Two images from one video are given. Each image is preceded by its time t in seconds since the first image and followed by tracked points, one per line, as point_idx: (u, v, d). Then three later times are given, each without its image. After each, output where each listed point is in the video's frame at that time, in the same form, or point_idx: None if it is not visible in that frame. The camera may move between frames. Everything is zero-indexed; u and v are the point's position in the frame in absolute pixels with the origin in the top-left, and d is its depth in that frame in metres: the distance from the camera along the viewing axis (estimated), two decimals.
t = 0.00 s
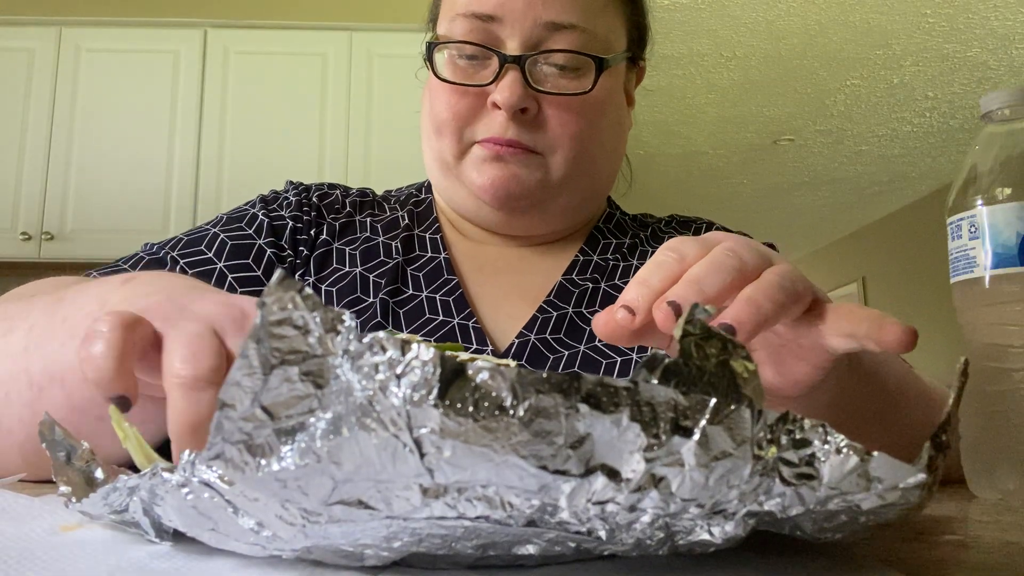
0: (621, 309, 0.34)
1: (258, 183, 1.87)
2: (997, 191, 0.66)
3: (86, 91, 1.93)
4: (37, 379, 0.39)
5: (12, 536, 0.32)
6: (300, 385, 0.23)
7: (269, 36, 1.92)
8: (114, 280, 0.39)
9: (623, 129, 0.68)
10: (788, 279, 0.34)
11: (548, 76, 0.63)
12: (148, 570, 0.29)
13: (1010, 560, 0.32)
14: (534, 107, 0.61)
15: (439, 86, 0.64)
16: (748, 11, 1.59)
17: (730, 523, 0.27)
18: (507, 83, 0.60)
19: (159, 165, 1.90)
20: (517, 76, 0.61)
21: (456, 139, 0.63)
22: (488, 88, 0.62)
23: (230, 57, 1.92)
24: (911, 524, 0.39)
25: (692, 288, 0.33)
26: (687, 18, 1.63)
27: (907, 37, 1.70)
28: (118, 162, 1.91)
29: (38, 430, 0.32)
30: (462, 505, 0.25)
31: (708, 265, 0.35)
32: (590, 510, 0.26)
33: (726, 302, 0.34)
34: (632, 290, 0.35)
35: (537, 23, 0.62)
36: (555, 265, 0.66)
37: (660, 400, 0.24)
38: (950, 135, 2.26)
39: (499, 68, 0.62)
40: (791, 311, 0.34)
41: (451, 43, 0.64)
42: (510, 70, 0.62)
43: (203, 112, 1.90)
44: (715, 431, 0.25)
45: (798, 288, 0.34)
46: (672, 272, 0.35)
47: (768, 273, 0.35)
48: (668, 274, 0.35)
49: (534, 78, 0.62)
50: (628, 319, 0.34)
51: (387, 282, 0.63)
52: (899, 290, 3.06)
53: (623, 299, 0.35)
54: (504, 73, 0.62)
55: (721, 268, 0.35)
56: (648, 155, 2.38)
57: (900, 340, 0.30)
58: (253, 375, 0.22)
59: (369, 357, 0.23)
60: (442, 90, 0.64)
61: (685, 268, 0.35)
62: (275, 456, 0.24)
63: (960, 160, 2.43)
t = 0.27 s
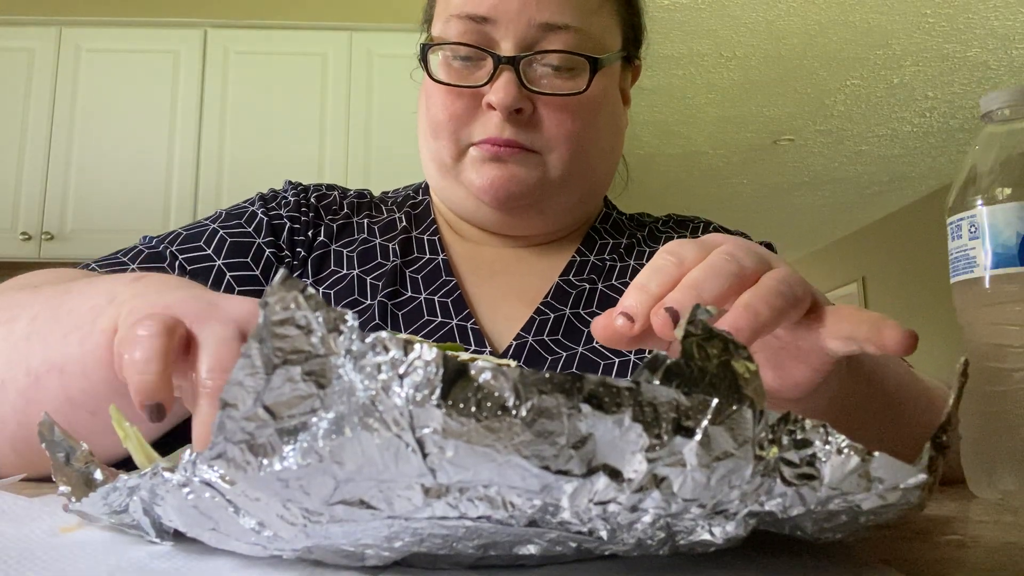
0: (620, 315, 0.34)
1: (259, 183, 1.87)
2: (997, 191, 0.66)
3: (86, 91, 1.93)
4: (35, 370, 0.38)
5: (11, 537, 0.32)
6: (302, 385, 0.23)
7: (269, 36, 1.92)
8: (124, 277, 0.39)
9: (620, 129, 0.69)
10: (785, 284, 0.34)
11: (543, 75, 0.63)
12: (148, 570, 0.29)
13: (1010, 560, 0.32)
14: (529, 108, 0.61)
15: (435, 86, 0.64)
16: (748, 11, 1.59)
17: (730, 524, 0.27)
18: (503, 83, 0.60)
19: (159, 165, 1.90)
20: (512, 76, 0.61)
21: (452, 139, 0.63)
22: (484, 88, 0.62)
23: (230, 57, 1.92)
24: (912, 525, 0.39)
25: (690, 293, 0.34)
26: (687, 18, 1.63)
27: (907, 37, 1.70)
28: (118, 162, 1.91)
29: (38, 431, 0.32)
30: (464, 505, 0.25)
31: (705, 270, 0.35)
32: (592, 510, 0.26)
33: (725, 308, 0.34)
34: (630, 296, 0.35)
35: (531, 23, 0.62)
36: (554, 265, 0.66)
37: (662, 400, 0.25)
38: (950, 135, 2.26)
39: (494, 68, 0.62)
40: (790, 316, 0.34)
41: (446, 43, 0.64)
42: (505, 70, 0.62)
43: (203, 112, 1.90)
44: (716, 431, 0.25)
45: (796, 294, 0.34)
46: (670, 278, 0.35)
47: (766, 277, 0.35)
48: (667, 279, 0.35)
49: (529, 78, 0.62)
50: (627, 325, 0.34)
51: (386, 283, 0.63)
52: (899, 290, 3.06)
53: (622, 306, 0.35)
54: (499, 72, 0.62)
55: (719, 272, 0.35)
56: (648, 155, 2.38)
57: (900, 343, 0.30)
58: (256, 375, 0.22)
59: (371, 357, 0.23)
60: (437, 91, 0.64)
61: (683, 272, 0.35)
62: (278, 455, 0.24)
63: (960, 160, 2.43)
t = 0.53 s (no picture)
0: (621, 320, 0.34)
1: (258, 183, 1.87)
2: (997, 191, 0.66)
3: (86, 91, 1.93)
4: (32, 356, 0.39)
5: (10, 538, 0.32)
6: (303, 385, 0.23)
7: (269, 36, 1.92)
8: (122, 265, 0.39)
9: (621, 129, 0.69)
10: (785, 287, 0.34)
11: (543, 74, 0.63)
12: (148, 570, 0.29)
13: (1009, 560, 0.32)
14: (530, 107, 0.61)
15: (436, 85, 0.64)
16: (748, 11, 1.59)
17: (730, 523, 0.27)
18: (503, 82, 0.60)
19: (158, 165, 1.90)
20: (512, 76, 0.61)
21: (453, 139, 0.63)
22: (484, 87, 0.62)
23: (229, 57, 1.92)
24: (911, 525, 0.39)
25: (689, 295, 0.33)
26: (687, 18, 1.63)
27: (907, 37, 1.69)
28: (117, 162, 1.90)
29: (38, 431, 0.31)
30: (464, 505, 0.25)
31: (704, 272, 0.35)
32: (592, 510, 0.26)
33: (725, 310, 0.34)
34: (630, 301, 0.35)
35: (532, 22, 0.62)
36: (553, 267, 0.66)
37: (663, 399, 0.25)
38: (950, 135, 2.26)
39: (494, 68, 0.62)
40: (789, 319, 0.34)
41: (446, 42, 0.64)
42: (505, 70, 0.62)
43: (203, 112, 1.90)
44: (717, 431, 0.25)
45: (796, 295, 0.34)
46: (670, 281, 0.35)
47: (765, 280, 0.35)
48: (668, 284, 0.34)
49: (530, 77, 0.62)
50: (628, 331, 0.34)
51: (387, 282, 0.63)
52: (899, 290, 3.06)
53: (623, 311, 0.35)
54: (500, 72, 0.62)
55: (717, 275, 0.35)
56: (648, 155, 2.38)
57: (901, 345, 0.30)
58: (257, 375, 0.22)
59: (371, 356, 0.23)
60: (438, 91, 0.64)
61: (682, 274, 0.35)
62: (278, 455, 0.24)
63: (960, 160, 2.43)
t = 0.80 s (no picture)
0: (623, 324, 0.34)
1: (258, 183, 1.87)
2: (997, 191, 0.66)
3: (86, 90, 1.93)
4: (40, 352, 0.38)
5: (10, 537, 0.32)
6: (303, 384, 0.23)
7: (269, 36, 1.92)
8: (138, 267, 0.40)
9: (622, 128, 0.68)
10: (785, 291, 0.34)
11: (545, 71, 0.63)
12: (148, 570, 0.29)
13: (1008, 560, 0.32)
14: (532, 102, 0.61)
15: (437, 82, 0.64)
16: (748, 11, 1.59)
17: (731, 523, 0.27)
18: (505, 78, 0.60)
19: (158, 164, 1.90)
20: (514, 72, 0.61)
21: (454, 136, 0.63)
22: (486, 84, 0.62)
23: (229, 57, 1.92)
24: (911, 525, 0.39)
25: (690, 298, 0.33)
26: (687, 18, 1.63)
27: (907, 37, 1.69)
28: (117, 162, 1.90)
29: (37, 432, 0.32)
30: (464, 505, 0.25)
31: (704, 276, 0.35)
32: (592, 510, 0.26)
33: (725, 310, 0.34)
34: (632, 305, 0.34)
35: (534, 19, 0.62)
36: (553, 265, 0.66)
37: (663, 399, 0.25)
38: (950, 135, 2.26)
39: (496, 64, 0.62)
40: (789, 322, 0.34)
41: (449, 38, 0.64)
42: (507, 66, 0.62)
43: (203, 111, 1.90)
44: (716, 431, 0.25)
45: (796, 298, 0.34)
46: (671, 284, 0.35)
47: (765, 283, 0.35)
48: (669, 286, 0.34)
49: (531, 73, 0.62)
50: (631, 335, 0.34)
51: (387, 280, 0.63)
52: (899, 290, 3.06)
53: (625, 314, 0.34)
54: (501, 68, 0.62)
55: (718, 278, 0.35)
56: (648, 155, 2.38)
57: (901, 349, 0.30)
58: (257, 374, 0.22)
59: (371, 356, 0.23)
60: (440, 87, 0.64)
61: (683, 276, 0.35)
62: (278, 455, 0.24)
63: (960, 160, 2.43)
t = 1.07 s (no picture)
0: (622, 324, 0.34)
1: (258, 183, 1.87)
2: (997, 191, 0.66)
3: (86, 90, 1.93)
4: (36, 368, 0.39)
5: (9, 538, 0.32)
6: (303, 384, 0.23)
7: (269, 36, 1.92)
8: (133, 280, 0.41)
9: (623, 129, 0.68)
10: (784, 291, 0.34)
11: (548, 71, 0.63)
12: (148, 570, 0.29)
13: (1008, 560, 0.32)
14: (534, 103, 0.61)
15: (439, 82, 0.64)
16: (748, 10, 1.58)
17: (731, 523, 0.27)
18: (507, 79, 0.60)
19: (158, 165, 1.90)
20: (516, 72, 0.61)
21: (455, 136, 0.63)
22: (488, 84, 0.62)
23: (229, 57, 1.92)
24: (911, 525, 0.39)
25: (688, 298, 0.33)
26: (688, 18, 1.63)
27: (907, 37, 1.69)
28: (117, 162, 1.91)
29: (36, 434, 0.32)
30: (464, 505, 0.25)
31: (702, 276, 0.35)
32: (593, 510, 0.26)
33: (724, 309, 0.34)
34: (631, 305, 0.35)
35: (537, 19, 0.62)
36: (554, 264, 0.66)
37: (663, 399, 0.25)
38: (950, 135, 2.26)
39: (498, 64, 0.62)
40: (787, 322, 0.34)
41: (451, 39, 0.64)
42: (509, 66, 0.62)
43: (203, 112, 1.90)
44: (716, 430, 0.25)
45: (794, 299, 0.34)
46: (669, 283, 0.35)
47: (763, 284, 0.35)
48: (668, 285, 0.34)
49: (534, 74, 0.62)
50: (630, 335, 0.34)
51: (387, 280, 0.63)
52: (899, 290, 3.06)
53: (624, 314, 0.34)
54: (504, 68, 0.62)
55: (717, 277, 0.35)
56: (648, 154, 2.38)
57: (899, 348, 0.30)
58: (257, 374, 0.22)
59: (371, 356, 0.23)
60: (442, 87, 0.64)
61: (682, 275, 0.35)
62: (278, 455, 0.24)
63: (961, 159, 2.43)
